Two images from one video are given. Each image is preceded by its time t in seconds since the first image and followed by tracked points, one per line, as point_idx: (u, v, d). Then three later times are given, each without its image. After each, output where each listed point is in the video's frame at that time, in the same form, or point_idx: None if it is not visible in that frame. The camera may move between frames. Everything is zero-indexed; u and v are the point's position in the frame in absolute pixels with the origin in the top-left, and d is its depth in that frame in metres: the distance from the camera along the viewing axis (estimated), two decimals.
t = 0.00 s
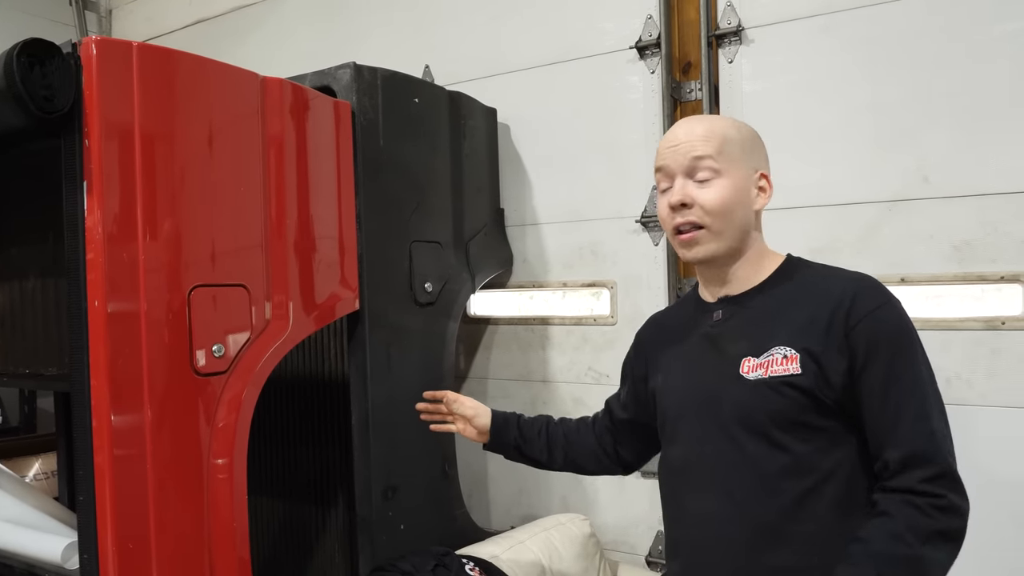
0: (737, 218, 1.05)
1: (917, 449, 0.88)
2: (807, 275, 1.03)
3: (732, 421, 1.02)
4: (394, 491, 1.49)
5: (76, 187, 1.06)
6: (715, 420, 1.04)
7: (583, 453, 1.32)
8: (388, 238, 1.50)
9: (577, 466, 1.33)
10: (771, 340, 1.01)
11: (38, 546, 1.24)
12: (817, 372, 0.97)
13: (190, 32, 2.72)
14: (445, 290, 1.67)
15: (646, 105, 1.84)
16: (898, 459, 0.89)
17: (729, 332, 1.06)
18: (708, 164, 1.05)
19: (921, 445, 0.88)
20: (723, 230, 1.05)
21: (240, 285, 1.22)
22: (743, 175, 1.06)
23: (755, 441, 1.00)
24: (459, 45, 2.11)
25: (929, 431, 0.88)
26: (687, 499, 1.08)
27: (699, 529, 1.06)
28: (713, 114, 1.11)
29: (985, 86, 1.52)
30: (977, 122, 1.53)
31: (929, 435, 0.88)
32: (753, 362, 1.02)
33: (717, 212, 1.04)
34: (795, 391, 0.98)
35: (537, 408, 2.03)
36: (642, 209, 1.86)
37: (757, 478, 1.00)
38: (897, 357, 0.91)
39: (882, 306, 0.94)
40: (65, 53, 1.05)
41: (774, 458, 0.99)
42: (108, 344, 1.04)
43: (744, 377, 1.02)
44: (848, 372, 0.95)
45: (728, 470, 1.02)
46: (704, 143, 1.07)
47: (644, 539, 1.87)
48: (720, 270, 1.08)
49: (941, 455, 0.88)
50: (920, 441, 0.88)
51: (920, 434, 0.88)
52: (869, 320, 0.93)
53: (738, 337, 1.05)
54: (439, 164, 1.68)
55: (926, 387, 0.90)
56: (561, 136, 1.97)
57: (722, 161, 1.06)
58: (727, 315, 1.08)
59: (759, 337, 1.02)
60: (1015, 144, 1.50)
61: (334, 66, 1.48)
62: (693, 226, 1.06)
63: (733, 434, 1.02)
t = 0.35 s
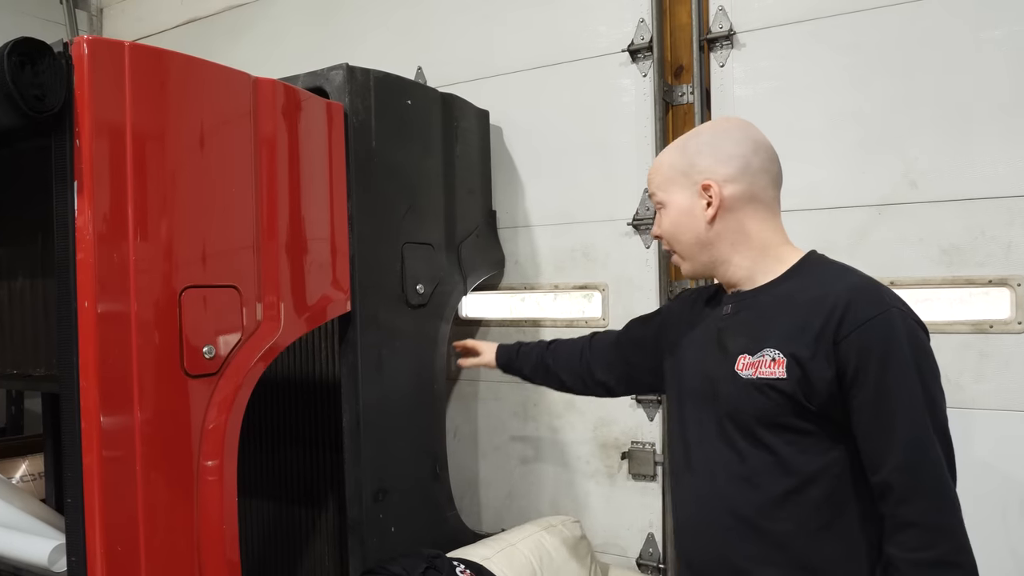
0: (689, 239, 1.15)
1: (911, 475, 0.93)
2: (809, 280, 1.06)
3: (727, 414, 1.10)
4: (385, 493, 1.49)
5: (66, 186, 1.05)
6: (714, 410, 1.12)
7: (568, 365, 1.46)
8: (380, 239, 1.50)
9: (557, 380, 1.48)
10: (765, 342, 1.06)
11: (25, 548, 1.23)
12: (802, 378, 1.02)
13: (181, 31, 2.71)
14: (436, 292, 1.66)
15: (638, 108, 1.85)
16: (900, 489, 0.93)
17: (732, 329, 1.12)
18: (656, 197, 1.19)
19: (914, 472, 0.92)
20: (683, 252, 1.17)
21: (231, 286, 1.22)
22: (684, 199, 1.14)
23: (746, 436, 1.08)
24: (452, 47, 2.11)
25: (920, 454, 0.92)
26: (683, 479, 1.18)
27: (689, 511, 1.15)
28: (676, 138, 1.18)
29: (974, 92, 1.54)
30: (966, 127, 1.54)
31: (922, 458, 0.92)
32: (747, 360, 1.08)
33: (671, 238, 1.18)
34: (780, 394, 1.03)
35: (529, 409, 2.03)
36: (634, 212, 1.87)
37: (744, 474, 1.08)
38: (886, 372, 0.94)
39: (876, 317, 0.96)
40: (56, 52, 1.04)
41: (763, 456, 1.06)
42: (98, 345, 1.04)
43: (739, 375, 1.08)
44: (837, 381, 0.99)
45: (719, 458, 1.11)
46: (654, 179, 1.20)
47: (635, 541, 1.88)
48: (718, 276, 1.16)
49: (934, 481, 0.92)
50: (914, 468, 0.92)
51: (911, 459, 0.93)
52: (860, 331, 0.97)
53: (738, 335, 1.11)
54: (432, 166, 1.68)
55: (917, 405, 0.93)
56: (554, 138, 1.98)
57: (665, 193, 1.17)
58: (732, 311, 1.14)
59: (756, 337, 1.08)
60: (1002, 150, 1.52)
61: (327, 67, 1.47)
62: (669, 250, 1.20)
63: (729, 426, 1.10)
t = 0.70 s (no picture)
0: (715, 246, 1.13)
1: (913, 489, 0.91)
2: (825, 290, 1.04)
3: (752, 425, 1.10)
4: (375, 494, 1.48)
5: (54, 185, 1.04)
6: (741, 420, 1.13)
7: (609, 305, 1.46)
8: (370, 239, 1.49)
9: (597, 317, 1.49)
10: (783, 356, 1.05)
11: (9, 550, 1.21)
12: (819, 393, 1.01)
13: (170, 29, 2.69)
14: (427, 293, 1.66)
15: (630, 110, 1.85)
16: (899, 498, 0.93)
17: (756, 340, 1.12)
18: (684, 203, 1.16)
19: (913, 487, 0.91)
20: (708, 259, 1.15)
21: (219, 286, 1.21)
22: (713, 206, 1.12)
23: (772, 448, 1.07)
24: (444, 47, 2.11)
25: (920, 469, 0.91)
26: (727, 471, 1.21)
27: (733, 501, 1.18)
28: (706, 141, 1.15)
29: (962, 97, 1.56)
30: (954, 132, 1.56)
31: (920, 473, 0.91)
32: (767, 373, 1.07)
33: (696, 245, 1.16)
34: (799, 408, 1.03)
35: (519, 411, 2.03)
36: (625, 214, 1.87)
37: (774, 481, 1.08)
38: (890, 384, 0.93)
39: (878, 329, 0.95)
40: (43, 49, 1.03)
41: (787, 466, 1.06)
42: (86, 345, 1.02)
43: (762, 388, 1.08)
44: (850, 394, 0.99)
45: (753, 466, 1.11)
46: (682, 182, 1.16)
47: (624, 543, 1.88)
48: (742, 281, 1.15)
49: (932, 497, 0.90)
50: (916, 483, 0.91)
51: (919, 473, 0.91)
52: (865, 343, 0.96)
53: (762, 347, 1.10)
54: (423, 167, 1.67)
55: (922, 419, 0.92)
56: (545, 140, 1.98)
57: (693, 199, 1.14)
58: (758, 322, 1.13)
59: (775, 350, 1.07)
60: (989, 155, 1.54)
61: (318, 67, 1.47)
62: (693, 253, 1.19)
63: (756, 438, 1.10)
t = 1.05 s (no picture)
0: (718, 252, 1.21)
1: (921, 413, 1.04)
2: (797, 273, 1.19)
3: (744, 399, 1.20)
4: (366, 492, 1.48)
5: (43, 180, 1.03)
6: (729, 399, 1.23)
7: (554, 324, 1.54)
8: (361, 237, 1.49)
9: (543, 337, 1.56)
10: (769, 329, 1.18)
11: None
12: (809, 354, 1.14)
13: (157, 23, 2.66)
14: (418, 290, 1.65)
15: (622, 109, 1.86)
16: (907, 425, 1.05)
17: (738, 325, 1.23)
18: (686, 211, 1.22)
19: (917, 413, 1.04)
20: (706, 263, 1.22)
21: (211, 283, 1.20)
22: (719, 215, 1.20)
23: (767, 414, 1.18)
24: (436, 44, 2.10)
25: (918, 395, 1.04)
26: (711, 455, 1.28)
27: (725, 477, 1.25)
28: (699, 159, 1.24)
29: (951, 99, 1.57)
30: (944, 133, 1.58)
31: (923, 401, 1.04)
32: (755, 348, 1.19)
33: (698, 250, 1.21)
34: (794, 371, 1.14)
35: (509, 409, 2.03)
36: (616, 212, 1.88)
37: (770, 445, 1.18)
38: (875, 334, 1.07)
39: (856, 293, 1.11)
40: (33, 42, 1.01)
41: (784, 428, 1.17)
42: (75, 342, 1.01)
43: (751, 363, 1.19)
44: (835, 353, 1.12)
45: (751, 439, 1.20)
46: (681, 193, 1.22)
47: (614, 541, 1.89)
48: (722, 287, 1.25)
49: (935, 417, 1.03)
50: (921, 409, 1.04)
51: (919, 401, 1.04)
52: (846, 306, 1.10)
53: (744, 329, 1.21)
54: (415, 164, 1.67)
55: (909, 358, 1.06)
56: (537, 138, 1.98)
57: (698, 208, 1.21)
58: (735, 311, 1.24)
59: (760, 328, 1.19)
60: (977, 157, 1.55)
61: (310, 64, 1.46)
62: (683, 259, 1.24)
63: (750, 408, 1.20)
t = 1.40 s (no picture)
0: (734, 251, 1.27)
1: (908, 386, 1.16)
2: (768, 276, 1.28)
3: (731, 392, 1.25)
4: (346, 505, 1.36)
5: (4, 167, 0.91)
6: (715, 394, 1.27)
7: (515, 339, 1.52)
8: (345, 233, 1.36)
9: (503, 353, 1.54)
10: (752, 324, 1.24)
11: None
12: (795, 344, 1.21)
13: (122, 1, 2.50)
14: (404, 289, 1.54)
15: (620, 99, 1.76)
16: (897, 398, 1.16)
17: (720, 324, 1.27)
18: (718, 207, 1.27)
19: (904, 385, 1.16)
20: (724, 259, 1.26)
21: (186, 279, 1.08)
22: (739, 218, 1.29)
23: (756, 404, 1.23)
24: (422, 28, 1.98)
25: (901, 370, 1.16)
26: (701, 451, 1.29)
27: (723, 471, 1.25)
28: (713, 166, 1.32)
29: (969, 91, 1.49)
30: (961, 127, 1.50)
31: (907, 373, 1.16)
32: (741, 343, 1.24)
33: (724, 245, 1.26)
34: (783, 360, 1.21)
35: (498, 416, 1.92)
36: (614, 208, 1.78)
37: (764, 432, 1.22)
38: (854, 320, 1.18)
39: (830, 286, 1.21)
40: None
41: (775, 416, 1.22)
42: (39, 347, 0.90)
43: (738, 356, 1.24)
44: (819, 342, 1.20)
45: (743, 431, 1.24)
46: (715, 190, 1.27)
47: (610, 555, 1.79)
48: (708, 289, 1.30)
49: (918, 388, 1.16)
50: (908, 381, 1.16)
51: (902, 375, 1.16)
52: (829, 297, 1.20)
53: (728, 327, 1.26)
54: (401, 155, 1.55)
55: (882, 341, 1.18)
56: (530, 129, 1.87)
57: (728, 207, 1.27)
58: (713, 313, 1.29)
59: (743, 323, 1.25)
60: (997, 152, 1.47)
61: (290, 46, 1.33)
62: (701, 254, 1.26)
63: (741, 400, 1.24)
